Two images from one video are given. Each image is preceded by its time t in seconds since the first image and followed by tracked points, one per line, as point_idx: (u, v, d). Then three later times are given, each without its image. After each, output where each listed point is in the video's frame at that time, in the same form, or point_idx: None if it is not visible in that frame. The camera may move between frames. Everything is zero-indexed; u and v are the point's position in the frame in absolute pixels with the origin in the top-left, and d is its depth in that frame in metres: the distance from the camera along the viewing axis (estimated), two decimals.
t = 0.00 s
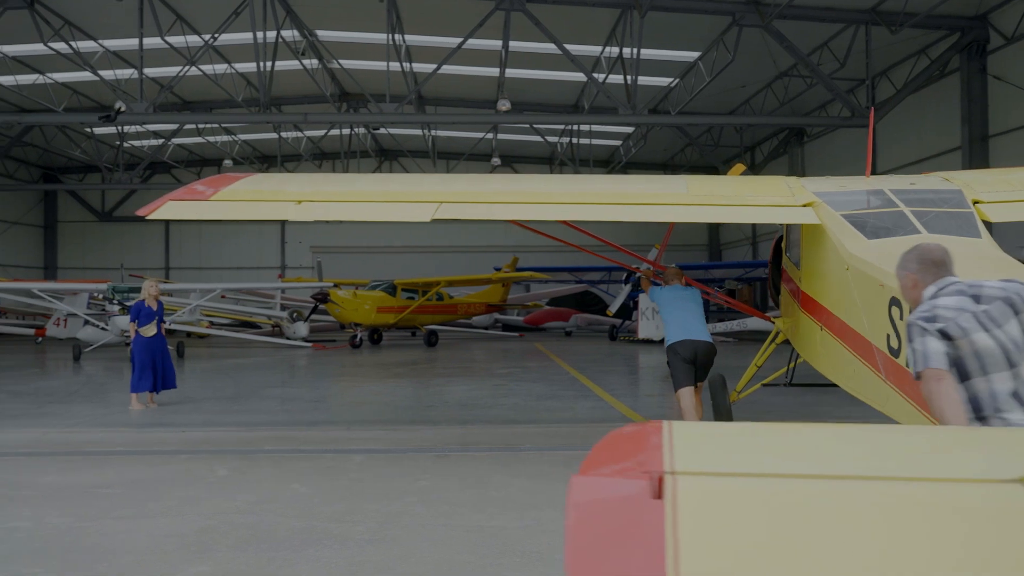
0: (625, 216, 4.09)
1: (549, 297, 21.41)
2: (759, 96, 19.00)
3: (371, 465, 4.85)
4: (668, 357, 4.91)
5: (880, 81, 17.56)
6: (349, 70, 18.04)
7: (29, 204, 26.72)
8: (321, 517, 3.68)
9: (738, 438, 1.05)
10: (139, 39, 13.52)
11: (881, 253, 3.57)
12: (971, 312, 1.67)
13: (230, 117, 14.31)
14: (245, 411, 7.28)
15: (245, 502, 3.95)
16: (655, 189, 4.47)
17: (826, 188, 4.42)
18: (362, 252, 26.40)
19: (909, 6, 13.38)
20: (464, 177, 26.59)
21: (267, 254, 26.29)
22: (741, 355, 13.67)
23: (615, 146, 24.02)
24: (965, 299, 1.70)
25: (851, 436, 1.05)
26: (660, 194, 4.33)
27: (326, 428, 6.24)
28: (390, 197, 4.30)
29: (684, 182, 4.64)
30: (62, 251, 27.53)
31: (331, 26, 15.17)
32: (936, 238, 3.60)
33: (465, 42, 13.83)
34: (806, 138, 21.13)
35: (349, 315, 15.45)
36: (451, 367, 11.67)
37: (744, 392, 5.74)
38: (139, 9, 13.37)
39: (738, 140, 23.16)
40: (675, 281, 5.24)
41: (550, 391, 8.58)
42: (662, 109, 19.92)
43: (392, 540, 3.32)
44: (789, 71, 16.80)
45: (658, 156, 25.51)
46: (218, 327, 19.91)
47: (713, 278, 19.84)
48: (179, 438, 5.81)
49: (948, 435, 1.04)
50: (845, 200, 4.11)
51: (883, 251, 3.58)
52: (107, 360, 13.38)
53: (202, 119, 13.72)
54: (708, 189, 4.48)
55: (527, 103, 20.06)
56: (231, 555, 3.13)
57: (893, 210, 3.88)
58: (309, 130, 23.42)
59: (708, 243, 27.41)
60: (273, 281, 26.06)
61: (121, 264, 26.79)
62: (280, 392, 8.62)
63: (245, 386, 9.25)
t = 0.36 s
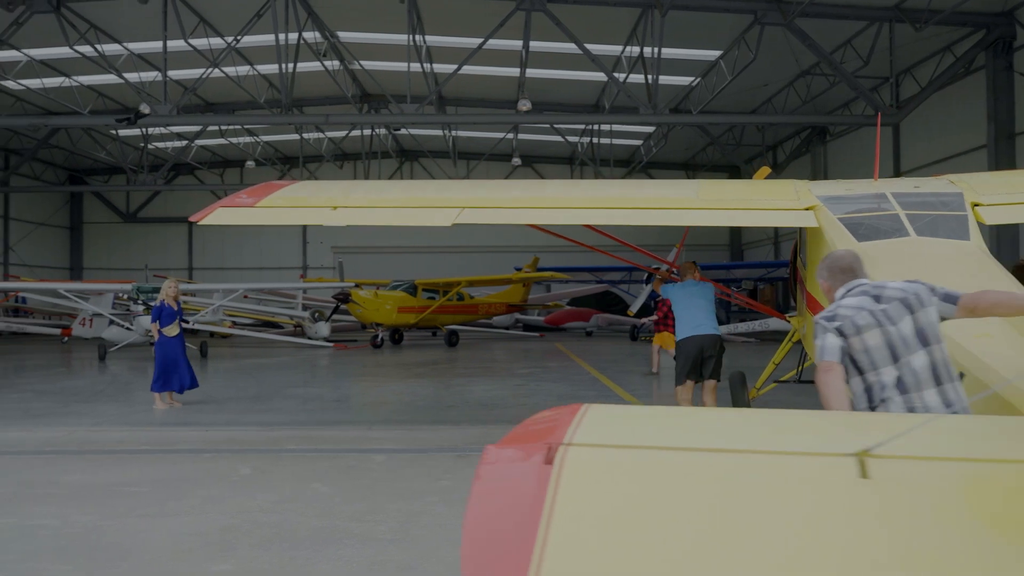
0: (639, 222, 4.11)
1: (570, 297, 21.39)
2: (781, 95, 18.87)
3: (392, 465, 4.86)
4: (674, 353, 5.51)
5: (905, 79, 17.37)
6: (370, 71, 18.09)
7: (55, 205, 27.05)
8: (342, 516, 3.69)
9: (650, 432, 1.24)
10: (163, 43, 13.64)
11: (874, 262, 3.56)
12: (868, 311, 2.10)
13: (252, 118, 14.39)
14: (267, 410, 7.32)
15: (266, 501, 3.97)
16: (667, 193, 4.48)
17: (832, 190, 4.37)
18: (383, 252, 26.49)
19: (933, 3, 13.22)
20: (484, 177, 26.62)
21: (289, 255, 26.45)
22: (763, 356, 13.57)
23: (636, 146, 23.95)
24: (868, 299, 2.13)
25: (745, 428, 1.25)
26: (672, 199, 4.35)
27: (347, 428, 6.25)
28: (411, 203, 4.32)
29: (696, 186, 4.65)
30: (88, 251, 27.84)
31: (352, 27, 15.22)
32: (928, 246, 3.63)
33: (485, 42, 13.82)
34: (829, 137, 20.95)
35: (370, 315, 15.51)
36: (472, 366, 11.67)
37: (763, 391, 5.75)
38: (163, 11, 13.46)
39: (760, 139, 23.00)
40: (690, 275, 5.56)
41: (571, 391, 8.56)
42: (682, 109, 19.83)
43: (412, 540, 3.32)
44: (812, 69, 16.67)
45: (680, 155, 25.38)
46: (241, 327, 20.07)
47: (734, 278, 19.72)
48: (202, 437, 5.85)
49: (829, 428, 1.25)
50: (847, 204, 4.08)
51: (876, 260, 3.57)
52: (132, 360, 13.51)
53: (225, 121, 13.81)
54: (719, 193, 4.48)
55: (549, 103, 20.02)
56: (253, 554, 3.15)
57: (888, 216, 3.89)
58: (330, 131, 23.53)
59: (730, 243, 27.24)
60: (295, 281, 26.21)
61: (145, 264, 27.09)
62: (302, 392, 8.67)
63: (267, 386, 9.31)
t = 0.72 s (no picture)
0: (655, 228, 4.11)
1: (588, 297, 21.35)
2: (801, 94, 18.75)
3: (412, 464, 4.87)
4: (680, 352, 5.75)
5: (927, 76, 17.22)
6: (389, 71, 18.15)
7: (78, 206, 27.35)
8: (365, 515, 3.72)
9: (567, 416, 1.42)
10: (184, 45, 13.73)
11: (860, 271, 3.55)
12: (779, 306, 2.47)
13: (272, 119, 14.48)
14: (286, 410, 7.36)
15: (288, 500, 4.00)
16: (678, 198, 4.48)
17: (840, 194, 4.27)
18: (401, 252, 26.57)
19: None
20: (503, 177, 26.65)
21: (308, 256, 26.59)
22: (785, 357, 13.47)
23: (654, 146, 23.88)
24: (780, 298, 2.50)
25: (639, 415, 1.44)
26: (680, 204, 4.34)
27: (367, 427, 6.27)
28: (446, 212, 4.33)
29: (707, 191, 4.64)
30: (110, 252, 28.10)
31: (371, 28, 15.30)
32: (912, 250, 3.55)
33: (504, 42, 13.80)
34: (850, 135, 20.79)
35: (390, 315, 15.55)
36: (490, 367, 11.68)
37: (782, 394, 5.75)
38: (185, 13, 13.59)
39: (780, 138, 22.85)
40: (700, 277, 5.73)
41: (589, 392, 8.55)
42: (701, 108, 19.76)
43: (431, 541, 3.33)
44: (832, 67, 16.56)
45: (699, 155, 25.27)
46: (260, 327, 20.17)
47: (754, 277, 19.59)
48: (223, 436, 5.90)
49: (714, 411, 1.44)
50: (850, 209, 3.99)
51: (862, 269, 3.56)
52: (154, 360, 13.63)
53: (246, 121, 13.89)
54: (728, 198, 4.48)
55: (567, 103, 20.00)
56: (276, 552, 3.17)
57: (883, 220, 3.79)
58: (350, 131, 23.64)
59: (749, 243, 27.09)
60: (314, 281, 26.33)
61: (166, 265, 27.34)
62: (321, 391, 8.70)
63: (287, 385, 9.36)
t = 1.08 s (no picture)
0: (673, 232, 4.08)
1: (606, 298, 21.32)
2: (820, 93, 18.64)
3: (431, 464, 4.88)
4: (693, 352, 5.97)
5: (948, 75, 17.06)
6: (407, 72, 18.18)
7: (100, 207, 27.67)
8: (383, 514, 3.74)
9: (508, 407, 1.84)
10: (203, 47, 13.81)
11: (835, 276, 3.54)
12: (710, 306, 3.01)
13: (291, 120, 14.49)
14: (305, 409, 7.40)
15: (308, 500, 4.01)
16: (688, 202, 4.44)
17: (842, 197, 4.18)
18: (419, 253, 26.65)
19: None
20: (520, 177, 26.65)
21: (327, 256, 26.72)
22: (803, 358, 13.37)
23: (672, 145, 23.82)
24: (712, 301, 3.04)
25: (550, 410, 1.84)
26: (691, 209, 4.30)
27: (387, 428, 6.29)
28: (475, 217, 4.26)
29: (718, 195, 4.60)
30: (131, 252, 28.34)
31: (389, 29, 15.33)
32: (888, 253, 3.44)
33: (521, 42, 13.77)
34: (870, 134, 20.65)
35: (407, 315, 15.58)
36: (507, 367, 11.68)
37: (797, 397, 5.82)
38: (204, 15, 13.68)
39: (799, 136, 22.71)
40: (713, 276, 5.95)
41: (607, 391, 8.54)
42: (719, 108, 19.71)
43: (450, 540, 3.33)
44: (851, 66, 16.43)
45: (717, 154, 25.15)
46: (279, 326, 20.29)
47: (773, 277, 19.47)
48: (242, 435, 5.94)
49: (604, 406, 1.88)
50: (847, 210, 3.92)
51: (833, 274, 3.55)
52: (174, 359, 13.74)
53: (265, 122, 13.94)
54: (736, 202, 4.43)
55: (585, 103, 19.95)
56: (296, 551, 3.18)
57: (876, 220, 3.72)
58: (367, 132, 23.73)
59: (768, 243, 26.96)
60: (332, 282, 26.45)
61: (186, 265, 27.58)
62: (339, 391, 8.74)
63: (306, 385, 9.41)
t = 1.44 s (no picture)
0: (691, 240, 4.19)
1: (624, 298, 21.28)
2: (840, 91, 18.52)
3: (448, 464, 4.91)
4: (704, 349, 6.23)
5: (969, 72, 16.92)
6: (425, 72, 18.19)
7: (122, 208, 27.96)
8: (400, 512, 3.76)
9: (470, 400, 2.40)
10: (222, 49, 13.86)
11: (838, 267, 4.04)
12: (654, 307, 3.24)
13: (310, 122, 14.53)
14: (324, 408, 7.45)
15: (327, 498, 4.05)
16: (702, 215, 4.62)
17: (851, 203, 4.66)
18: (437, 253, 26.70)
19: None
20: (539, 177, 26.65)
21: (345, 256, 26.83)
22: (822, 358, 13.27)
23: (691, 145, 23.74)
24: (657, 301, 3.27)
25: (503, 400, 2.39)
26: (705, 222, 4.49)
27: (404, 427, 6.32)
28: (485, 224, 4.43)
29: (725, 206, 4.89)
30: (151, 252, 28.58)
31: (407, 30, 15.36)
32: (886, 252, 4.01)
33: (539, 41, 13.72)
34: (890, 133, 20.51)
35: (426, 315, 15.64)
36: (525, 367, 11.70)
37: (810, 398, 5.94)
38: (224, 17, 13.79)
39: (818, 135, 22.59)
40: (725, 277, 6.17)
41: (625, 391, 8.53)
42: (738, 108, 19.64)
43: (466, 537, 3.36)
44: (872, 63, 16.29)
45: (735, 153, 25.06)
46: (298, 326, 20.39)
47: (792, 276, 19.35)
48: (262, 434, 5.98)
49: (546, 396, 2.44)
50: (851, 214, 4.40)
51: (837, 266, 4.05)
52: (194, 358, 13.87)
53: (284, 124, 14.03)
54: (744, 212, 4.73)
55: (603, 103, 19.95)
56: (314, 549, 3.21)
57: (877, 225, 4.21)
58: (385, 133, 23.81)
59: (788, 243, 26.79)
60: (350, 282, 26.54)
61: (206, 265, 27.78)
62: (357, 391, 8.78)
63: (324, 385, 9.46)
